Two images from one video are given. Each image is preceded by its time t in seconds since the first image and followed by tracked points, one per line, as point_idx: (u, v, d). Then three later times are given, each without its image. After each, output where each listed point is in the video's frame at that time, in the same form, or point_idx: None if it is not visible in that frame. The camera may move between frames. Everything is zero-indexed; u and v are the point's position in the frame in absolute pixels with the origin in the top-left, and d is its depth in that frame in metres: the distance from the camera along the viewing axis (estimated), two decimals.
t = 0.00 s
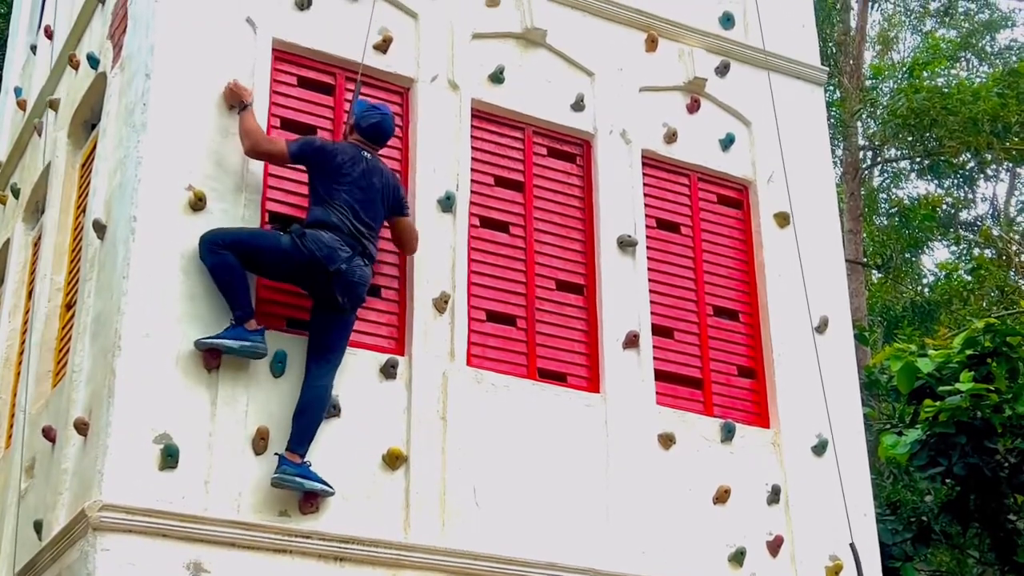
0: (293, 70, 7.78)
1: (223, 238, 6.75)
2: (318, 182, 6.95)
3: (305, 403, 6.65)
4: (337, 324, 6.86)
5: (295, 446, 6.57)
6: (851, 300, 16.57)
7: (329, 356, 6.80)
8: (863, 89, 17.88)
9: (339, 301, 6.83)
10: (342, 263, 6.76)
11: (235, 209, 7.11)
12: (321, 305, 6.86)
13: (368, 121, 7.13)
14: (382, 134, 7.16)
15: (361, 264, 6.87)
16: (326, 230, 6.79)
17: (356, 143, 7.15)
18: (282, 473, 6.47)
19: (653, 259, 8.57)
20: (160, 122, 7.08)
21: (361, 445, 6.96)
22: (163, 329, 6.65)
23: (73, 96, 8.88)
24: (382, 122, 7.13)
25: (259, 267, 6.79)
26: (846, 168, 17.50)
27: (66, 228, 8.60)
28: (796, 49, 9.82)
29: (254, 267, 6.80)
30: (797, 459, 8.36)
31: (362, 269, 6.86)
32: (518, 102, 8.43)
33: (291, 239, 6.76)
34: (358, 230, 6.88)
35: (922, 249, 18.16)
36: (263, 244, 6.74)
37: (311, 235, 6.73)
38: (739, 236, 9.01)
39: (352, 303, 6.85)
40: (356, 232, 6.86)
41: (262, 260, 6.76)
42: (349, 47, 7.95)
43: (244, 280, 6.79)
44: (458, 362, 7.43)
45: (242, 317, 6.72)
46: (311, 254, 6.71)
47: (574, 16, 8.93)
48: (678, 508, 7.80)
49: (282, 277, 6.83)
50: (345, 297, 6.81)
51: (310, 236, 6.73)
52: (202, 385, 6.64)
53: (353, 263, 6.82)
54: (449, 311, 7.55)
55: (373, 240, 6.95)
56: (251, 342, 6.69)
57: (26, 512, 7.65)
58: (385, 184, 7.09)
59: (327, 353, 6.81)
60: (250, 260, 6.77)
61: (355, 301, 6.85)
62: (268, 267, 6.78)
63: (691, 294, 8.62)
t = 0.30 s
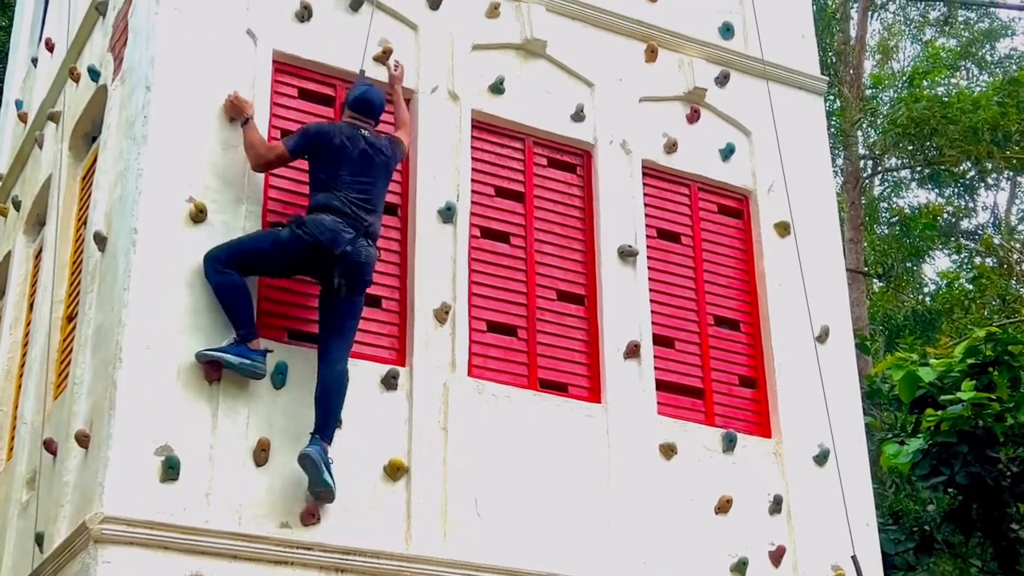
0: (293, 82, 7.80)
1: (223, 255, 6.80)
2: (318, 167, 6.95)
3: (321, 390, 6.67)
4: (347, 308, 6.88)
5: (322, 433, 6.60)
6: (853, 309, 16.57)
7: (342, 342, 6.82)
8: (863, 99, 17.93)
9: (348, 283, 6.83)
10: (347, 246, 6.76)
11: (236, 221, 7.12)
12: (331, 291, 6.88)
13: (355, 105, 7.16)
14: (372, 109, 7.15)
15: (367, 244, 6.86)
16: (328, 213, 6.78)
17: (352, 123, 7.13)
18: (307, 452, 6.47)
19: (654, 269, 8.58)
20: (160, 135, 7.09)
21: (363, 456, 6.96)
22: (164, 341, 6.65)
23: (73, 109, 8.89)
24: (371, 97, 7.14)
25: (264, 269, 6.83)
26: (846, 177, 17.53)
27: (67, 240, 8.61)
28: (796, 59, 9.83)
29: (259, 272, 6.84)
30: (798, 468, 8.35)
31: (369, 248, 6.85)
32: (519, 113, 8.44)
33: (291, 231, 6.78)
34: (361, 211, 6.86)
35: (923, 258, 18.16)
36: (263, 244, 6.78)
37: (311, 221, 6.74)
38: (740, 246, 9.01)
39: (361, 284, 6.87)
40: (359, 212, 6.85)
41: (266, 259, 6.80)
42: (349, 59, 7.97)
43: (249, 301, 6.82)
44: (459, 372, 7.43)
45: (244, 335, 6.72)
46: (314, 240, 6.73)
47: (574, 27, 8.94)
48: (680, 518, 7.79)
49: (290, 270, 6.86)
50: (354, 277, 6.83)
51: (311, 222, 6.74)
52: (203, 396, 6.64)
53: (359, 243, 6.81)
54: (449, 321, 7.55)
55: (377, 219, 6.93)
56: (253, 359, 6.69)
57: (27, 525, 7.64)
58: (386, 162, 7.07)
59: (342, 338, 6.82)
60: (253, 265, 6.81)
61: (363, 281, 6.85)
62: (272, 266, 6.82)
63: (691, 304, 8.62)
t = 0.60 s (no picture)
0: (296, 95, 7.83)
1: (235, 270, 6.85)
2: (311, 136, 7.00)
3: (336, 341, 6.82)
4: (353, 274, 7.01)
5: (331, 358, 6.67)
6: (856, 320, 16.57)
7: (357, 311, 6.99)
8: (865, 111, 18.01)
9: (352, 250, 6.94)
10: (344, 213, 6.81)
11: (238, 234, 7.13)
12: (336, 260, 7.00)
13: (341, 75, 7.26)
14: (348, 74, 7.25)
15: (362, 208, 6.92)
16: (322, 181, 6.85)
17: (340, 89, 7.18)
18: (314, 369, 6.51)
19: (657, 280, 8.58)
20: (164, 148, 7.11)
21: (366, 469, 6.96)
22: (168, 354, 6.65)
23: (77, 123, 8.91)
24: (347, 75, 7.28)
25: (274, 262, 6.88)
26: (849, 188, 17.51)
27: (71, 253, 8.63)
28: (798, 70, 9.84)
29: (271, 269, 6.90)
30: (802, 479, 8.34)
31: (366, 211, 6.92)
32: (521, 125, 8.45)
33: (288, 213, 6.81)
34: (354, 176, 6.91)
35: (927, 268, 18.16)
36: (265, 238, 6.82)
37: (305, 197, 6.77)
38: (743, 257, 9.02)
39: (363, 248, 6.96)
40: (352, 177, 6.90)
41: (274, 251, 6.84)
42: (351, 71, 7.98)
43: (261, 317, 6.83)
44: (462, 385, 7.43)
45: (250, 348, 6.71)
46: (310, 214, 6.75)
47: (576, 39, 8.96)
48: (685, 529, 7.78)
49: (298, 251, 6.90)
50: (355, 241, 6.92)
51: (305, 197, 6.77)
52: (207, 409, 6.64)
53: (355, 208, 6.87)
54: (453, 334, 7.55)
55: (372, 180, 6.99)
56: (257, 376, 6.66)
57: (31, 539, 7.64)
58: (377, 123, 7.12)
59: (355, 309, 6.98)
60: (265, 263, 6.86)
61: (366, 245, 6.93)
62: (280, 255, 6.86)
63: (694, 315, 8.62)
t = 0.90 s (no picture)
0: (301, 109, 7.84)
1: (257, 278, 6.86)
2: (304, 122, 7.07)
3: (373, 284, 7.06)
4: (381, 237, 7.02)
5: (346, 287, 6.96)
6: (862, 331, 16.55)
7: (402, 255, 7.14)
8: (870, 122, 18.04)
9: (361, 223, 6.96)
10: (337, 190, 6.85)
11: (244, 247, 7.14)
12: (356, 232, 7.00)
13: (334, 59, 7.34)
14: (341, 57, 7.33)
15: (358, 181, 6.93)
16: (312, 162, 6.91)
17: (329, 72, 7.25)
18: (326, 300, 6.78)
19: (662, 293, 8.58)
20: (169, 162, 7.12)
21: (372, 482, 6.95)
22: (173, 368, 6.66)
23: (83, 137, 8.93)
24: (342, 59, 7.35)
25: (293, 253, 6.93)
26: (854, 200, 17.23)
27: (77, 267, 8.62)
28: (802, 82, 9.84)
29: (292, 262, 6.95)
30: (809, 492, 8.33)
31: (363, 182, 6.94)
32: (525, 138, 8.46)
33: (287, 206, 6.86)
34: (345, 152, 6.94)
35: (932, 279, 18.16)
36: (273, 236, 6.88)
37: (296, 181, 6.83)
38: (748, 269, 9.01)
39: (374, 214, 6.96)
40: (342, 153, 6.93)
41: (290, 244, 6.89)
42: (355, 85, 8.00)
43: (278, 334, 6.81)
44: (468, 398, 7.43)
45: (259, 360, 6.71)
46: (303, 197, 6.80)
47: (580, 52, 8.97)
48: (691, 542, 7.77)
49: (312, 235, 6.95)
50: (361, 211, 6.93)
51: (296, 182, 6.83)
52: (213, 422, 6.64)
53: (349, 182, 6.90)
54: (458, 346, 7.55)
55: (366, 151, 7.00)
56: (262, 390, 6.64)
57: (37, 553, 7.64)
58: (367, 97, 7.14)
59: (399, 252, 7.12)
60: (285, 258, 6.91)
61: (371, 216, 6.95)
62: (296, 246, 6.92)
63: (700, 327, 8.61)
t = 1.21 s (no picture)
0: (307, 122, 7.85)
1: (283, 290, 6.82)
2: (304, 132, 7.08)
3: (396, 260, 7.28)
4: (398, 221, 7.12)
5: (378, 277, 7.32)
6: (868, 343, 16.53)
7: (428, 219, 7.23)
8: (874, 133, 18.05)
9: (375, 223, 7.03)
10: (346, 197, 6.86)
11: (250, 260, 7.14)
12: (372, 225, 7.07)
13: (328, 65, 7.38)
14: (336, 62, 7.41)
15: (364, 184, 6.94)
16: (317, 173, 6.90)
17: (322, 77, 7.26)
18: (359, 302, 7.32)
19: (668, 304, 8.57)
20: (175, 175, 7.13)
21: (378, 495, 6.95)
22: (179, 381, 6.66)
23: (88, 151, 8.95)
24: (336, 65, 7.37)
25: (316, 260, 6.93)
26: (859, 211, 17.35)
27: (82, 282, 8.62)
28: (807, 93, 9.84)
29: (313, 270, 6.94)
30: (816, 503, 8.31)
31: (371, 182, 6.96)
32: (531, 150, 8.46)
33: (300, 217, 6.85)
34: (348, 156, 6.93)
35: (938, 290, 18.15)
36: (292, 247, 6.88)
37: (304, 193, 6.82)
38: (754, 281, 9.00)
39: (386, 211, 7.04)
40: (346, 158, 6.92)
41: (310, 252, 6.89)
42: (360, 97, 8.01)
43: (294, 342, 6.76)
44: (473, 410, 7.42)
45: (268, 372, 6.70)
46: (315, 207, 6.79)
47: (585, 64, 8.98)
48: (698, 555, 7.75)
49: (329, 237, 6.96)
50: (372, 211, 6.99)
51: (305, 194, 6.82)
52: (219, 435, 6.64)
53: (355, 186, 6.92)
54: (464, 358, 7.55)
55: (369, 151, 6.98)
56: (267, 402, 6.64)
57: (43, 567, 7.64)
58: (363, 96, 7.15)
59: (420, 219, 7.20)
60: (308, 266, 6.90)
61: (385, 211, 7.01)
62: (316, 252, 6.92)
63: (706, 339, 8.60)
